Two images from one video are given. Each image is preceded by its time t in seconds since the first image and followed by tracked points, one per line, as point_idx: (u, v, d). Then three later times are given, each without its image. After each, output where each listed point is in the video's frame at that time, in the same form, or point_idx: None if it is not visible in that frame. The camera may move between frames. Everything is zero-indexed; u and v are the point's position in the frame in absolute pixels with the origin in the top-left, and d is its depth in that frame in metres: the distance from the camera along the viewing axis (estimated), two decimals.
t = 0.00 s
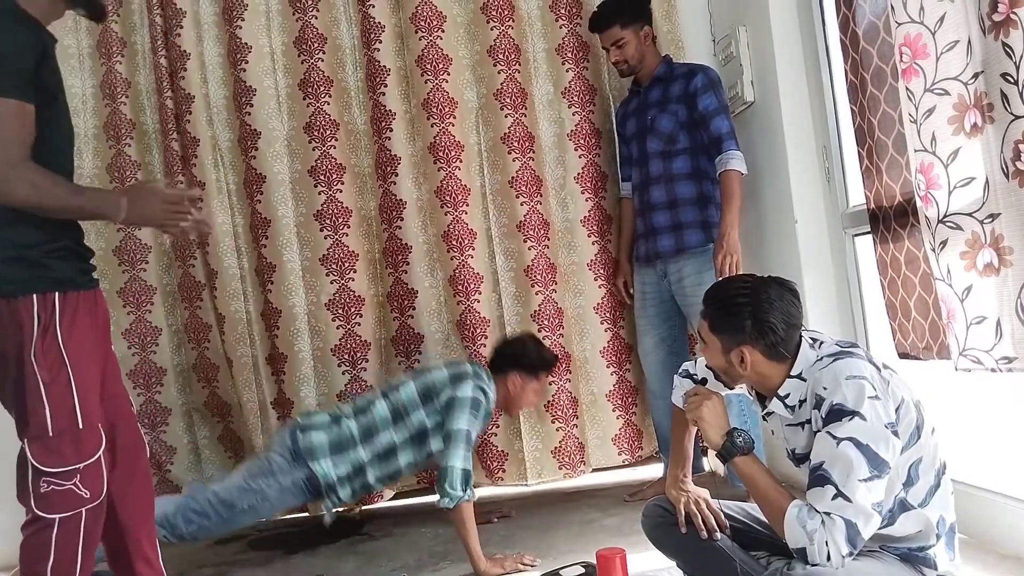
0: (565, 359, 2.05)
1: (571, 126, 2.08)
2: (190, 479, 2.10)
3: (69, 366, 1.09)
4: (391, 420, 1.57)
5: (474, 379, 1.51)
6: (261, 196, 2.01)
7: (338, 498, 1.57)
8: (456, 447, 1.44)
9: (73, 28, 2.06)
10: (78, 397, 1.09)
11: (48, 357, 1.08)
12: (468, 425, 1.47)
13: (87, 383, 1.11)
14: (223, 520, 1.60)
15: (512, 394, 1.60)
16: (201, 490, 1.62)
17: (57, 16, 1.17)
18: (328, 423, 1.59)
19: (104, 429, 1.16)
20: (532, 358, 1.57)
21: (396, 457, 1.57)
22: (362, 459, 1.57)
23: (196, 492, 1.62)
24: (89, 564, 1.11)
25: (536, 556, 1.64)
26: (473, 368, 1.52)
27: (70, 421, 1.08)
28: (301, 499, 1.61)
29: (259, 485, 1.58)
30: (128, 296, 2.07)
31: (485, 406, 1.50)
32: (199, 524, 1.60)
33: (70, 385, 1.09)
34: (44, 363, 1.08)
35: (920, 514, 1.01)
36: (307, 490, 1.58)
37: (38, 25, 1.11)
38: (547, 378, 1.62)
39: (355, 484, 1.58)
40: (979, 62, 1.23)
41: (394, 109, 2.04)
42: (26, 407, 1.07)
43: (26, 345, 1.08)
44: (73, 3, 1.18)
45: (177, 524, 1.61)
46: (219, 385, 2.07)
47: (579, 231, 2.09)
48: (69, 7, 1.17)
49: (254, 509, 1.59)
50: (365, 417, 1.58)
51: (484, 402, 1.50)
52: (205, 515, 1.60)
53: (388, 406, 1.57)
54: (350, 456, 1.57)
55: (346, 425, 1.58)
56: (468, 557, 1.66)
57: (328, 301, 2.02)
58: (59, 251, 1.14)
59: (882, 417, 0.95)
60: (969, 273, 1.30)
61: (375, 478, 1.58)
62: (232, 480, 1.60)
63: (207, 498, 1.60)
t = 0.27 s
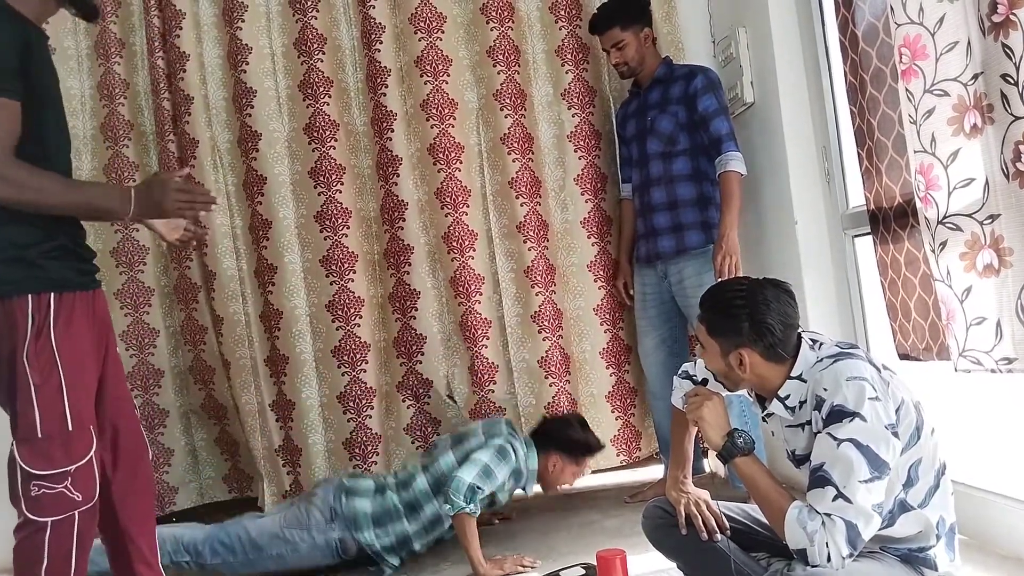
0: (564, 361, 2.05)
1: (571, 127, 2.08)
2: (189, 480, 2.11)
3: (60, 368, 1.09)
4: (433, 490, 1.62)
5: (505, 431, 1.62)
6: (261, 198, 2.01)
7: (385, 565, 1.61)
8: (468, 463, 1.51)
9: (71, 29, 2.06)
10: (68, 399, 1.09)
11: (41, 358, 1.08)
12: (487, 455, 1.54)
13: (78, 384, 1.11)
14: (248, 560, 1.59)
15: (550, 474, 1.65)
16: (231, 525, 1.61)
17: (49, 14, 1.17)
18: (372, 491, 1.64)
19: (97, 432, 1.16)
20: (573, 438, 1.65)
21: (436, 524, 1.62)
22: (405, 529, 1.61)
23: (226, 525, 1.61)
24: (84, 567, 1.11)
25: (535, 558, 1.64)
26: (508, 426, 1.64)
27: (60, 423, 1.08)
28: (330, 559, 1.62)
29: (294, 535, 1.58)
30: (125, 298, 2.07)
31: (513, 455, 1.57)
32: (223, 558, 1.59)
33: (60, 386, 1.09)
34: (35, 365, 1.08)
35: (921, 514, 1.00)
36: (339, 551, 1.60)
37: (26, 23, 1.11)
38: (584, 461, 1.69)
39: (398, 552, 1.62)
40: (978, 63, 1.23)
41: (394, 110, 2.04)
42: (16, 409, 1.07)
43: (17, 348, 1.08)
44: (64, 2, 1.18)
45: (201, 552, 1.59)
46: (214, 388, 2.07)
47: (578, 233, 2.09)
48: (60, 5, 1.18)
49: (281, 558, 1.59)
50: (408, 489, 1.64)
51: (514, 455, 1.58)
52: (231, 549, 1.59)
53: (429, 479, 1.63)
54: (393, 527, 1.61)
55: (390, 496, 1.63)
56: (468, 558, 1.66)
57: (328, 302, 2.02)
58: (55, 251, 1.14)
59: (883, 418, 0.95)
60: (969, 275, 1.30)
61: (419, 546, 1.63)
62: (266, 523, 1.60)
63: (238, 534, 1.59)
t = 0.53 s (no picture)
0: (567, 360, 2.04)
1: (572, 128, 2.08)
2: (189, 481, 2.11)
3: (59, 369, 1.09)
4: (435, 491, 1.62)
5: (493, 422, 1.61)
6: (261, 198, 2.02)
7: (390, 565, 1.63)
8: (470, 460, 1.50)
9: (71, 31, 2.06)
10: (67, 399, 1.09)
11: (41, 357, 1.08)
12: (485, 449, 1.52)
13: (77, 384, 1.11)
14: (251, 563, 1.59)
15: (545, 440, 1.63)
16: (233, 528, 1.61)
17: (52, 17, 1.17)
18: (373, 494, 1.63)
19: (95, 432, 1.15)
20: (563, 408, 1.62)
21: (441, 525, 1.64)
22: (409, 530, 1.62)
23: (228, 528, 1.61)
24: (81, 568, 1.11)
25: (536, 558, 1.64)
26: (494, 418, 1.63)
27: (58, 424, 1.08)
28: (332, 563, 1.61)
29: (295, 538, 1.57)
30: (126, 299, 2.07)
31: (507, 443, 1.57)
32: (226, 561, 1.59)
33: (59, 387, 1.08)
34: (35, 364, 1.07)
35: (921, 514, 1.01)
36: (342, 555, 1.60)
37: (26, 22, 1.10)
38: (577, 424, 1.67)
39: (401, 552, 1.64)
40: (977, 63, 1.23)
41: (395, 110, 2.05)
42: (16, 408, 1.07)
43: (16, 348, 1.07)
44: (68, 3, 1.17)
45: (204, 555, 1.59)
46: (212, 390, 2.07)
47: (579, 234, 2.09)
48: (64, 7, 1.17)
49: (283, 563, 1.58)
50: (407, 490, 1.63)
51: (507, 442, 1.57)
52: (234, 552, 1.59)
53: (428, 480, 1.63)
54: (396, 528, 1.61)
55: (391, 498, 1.63)
56: (468, 559, 1.66)
57: (327, 303, 2.01)
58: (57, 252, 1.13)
59: (883, 419, 0.95)
60: (968, 275, 1.30)
61: (421, 543, 1.65)
62: (268, 526, 1.60)
63: (240, 537, 1.59)
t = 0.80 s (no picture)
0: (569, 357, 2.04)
1: (575, 123, 2.07)
2: (189, 479, 2.10)
3: (69, 366, 1.09)
4: (407, 446, 1.68)
5: (471, 384, 1.63)
6: (262, 194, 2.01)
7: (368, 526, 1.65)
8: (465, 449, 1.52)
9: (72, 26, 2.06)
10: (76, 396, 1.09)
11: (52, 354, 1.08)
12: (474, 428, 1.57)
13: (86, 382, 1.11)
14: (235, 535, 1.61)
15: (519, 389, 1.69)
16: (215, 505, 1.64)
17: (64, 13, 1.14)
18: (349, 452, 1.69)
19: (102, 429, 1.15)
20: (541, 357, 1.68)
21: (417, 479, 1.68)
22: (385, 485, 1.67)
23: (209, 505, 1.64)
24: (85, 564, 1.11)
25: (536, 555, 1.64)
26: (471, 377, 1.65)
27: (68, 420, 1.08)
28: (316, 524, 1.65)
29: (276, 503, 1.61)
30: (127, 295, 2.07)
31: (488, 406, 1.61)
32: (211, 538, 1.61)
33: (70, 383, 1.08)
34: (46, 361, 1.07)
35: (921, 512, 1.01)
36: (324, 514, 1.64)
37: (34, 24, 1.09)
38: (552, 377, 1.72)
39: (380, 510, 1.66)
40: (979, 60, 1.23)
41: (395, 107, 2.04)
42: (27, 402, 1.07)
43: (27, 343, 1.08)
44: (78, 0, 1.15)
45: (188, 535, 1.61)
46: (212, 386, 2.06)
47: (580, 229, 2.08)
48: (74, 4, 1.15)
49: (267, 529, 1.62)
50: (381, 445, 1.69)
51: (488, 406, 1.61)
52: (217, 527, 1.61)
53: (401, 433, 1.69)
54: (373, 483, 1.66)
55: (366, 454, 1.68)
56: (469, 555, 1.66)
57: (328, 299, 2.01)
58: (65, 251, 1.12)
59: (885, 417, 0.95)
60: (969, 273, 1.30)
61: (399, 501, 1.67)
62: (248, 497, 1.64)
63: (222, 511, 1.62)
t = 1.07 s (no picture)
0: (560, 351, 2.08)
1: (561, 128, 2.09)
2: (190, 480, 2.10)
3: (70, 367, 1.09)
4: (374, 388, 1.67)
5: (451, 351, 1.59)
6: (262, 195, 2.01)
7: (336, 469, 1.68)
8: (449, 434, 1.50)
9: (74, 27, 2.07)
10: (77, 397, 1.09)
11: (52, 354, 1.08)
12: (455, 407, 1.54)
13: (87, 383, 1.11)
14: (214, 499, 1.64)
15: (492, 353, 1.61)
16: (192, 472, 1.66)
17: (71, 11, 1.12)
18: (313, 397, 1.69)
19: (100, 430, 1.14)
20: (522, 324, 1.60)
21: (382, 422, 1.68)
22: (351, 426, 1.68)
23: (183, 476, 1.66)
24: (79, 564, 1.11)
25: (537, 556, 1.64)
26: (450, 340, 1.61)
27: (66, 420, 1.08)
28: (291, 473, 1.67)
29: (248, 460, 1.64)
30: (127, 295, 2.08)
31: (463, 372, 1.57)
32: (191, 505, 1.64)
33: (69, 384, 1.08)
34: (46, 360, 1.07)
35: (921, 513, 1.01)
36: (296, 462, 1.66)
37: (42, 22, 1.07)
38: (529, 347, 1.64)
39: (347, 452, 1.69)
40: (979, 61, 1.23)
41: (396, 107, 2.04)
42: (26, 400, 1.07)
43: (27, 341, 1.07)
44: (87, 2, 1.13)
45: (168, 507, 1.63)
46: (212, 387, 2.06)
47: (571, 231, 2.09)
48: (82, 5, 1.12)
49: (244, 485, 1.65)
50: (347, 388, 1.69)
51: (464, 377, 1.57)
52: (195, 495, 1.64)
53: (368, 376, 1.68)
54: (339, 425, 1.67)
55: (331, 397, 1.68)
56: (469, 556, 1.66)
57: (328, 300, 2.02)
58: (64, 250, 1.12)
59: (884, 417, 0.95)
60: (968, 273, 1.30)
61: (365, 443, 1.69)
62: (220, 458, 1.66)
63: (197, 478, 1.64)
